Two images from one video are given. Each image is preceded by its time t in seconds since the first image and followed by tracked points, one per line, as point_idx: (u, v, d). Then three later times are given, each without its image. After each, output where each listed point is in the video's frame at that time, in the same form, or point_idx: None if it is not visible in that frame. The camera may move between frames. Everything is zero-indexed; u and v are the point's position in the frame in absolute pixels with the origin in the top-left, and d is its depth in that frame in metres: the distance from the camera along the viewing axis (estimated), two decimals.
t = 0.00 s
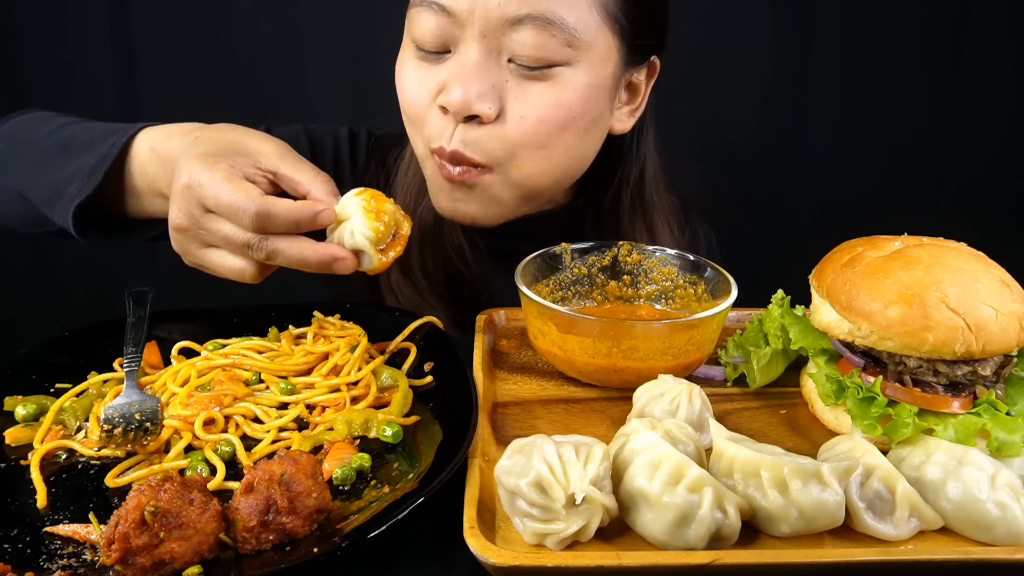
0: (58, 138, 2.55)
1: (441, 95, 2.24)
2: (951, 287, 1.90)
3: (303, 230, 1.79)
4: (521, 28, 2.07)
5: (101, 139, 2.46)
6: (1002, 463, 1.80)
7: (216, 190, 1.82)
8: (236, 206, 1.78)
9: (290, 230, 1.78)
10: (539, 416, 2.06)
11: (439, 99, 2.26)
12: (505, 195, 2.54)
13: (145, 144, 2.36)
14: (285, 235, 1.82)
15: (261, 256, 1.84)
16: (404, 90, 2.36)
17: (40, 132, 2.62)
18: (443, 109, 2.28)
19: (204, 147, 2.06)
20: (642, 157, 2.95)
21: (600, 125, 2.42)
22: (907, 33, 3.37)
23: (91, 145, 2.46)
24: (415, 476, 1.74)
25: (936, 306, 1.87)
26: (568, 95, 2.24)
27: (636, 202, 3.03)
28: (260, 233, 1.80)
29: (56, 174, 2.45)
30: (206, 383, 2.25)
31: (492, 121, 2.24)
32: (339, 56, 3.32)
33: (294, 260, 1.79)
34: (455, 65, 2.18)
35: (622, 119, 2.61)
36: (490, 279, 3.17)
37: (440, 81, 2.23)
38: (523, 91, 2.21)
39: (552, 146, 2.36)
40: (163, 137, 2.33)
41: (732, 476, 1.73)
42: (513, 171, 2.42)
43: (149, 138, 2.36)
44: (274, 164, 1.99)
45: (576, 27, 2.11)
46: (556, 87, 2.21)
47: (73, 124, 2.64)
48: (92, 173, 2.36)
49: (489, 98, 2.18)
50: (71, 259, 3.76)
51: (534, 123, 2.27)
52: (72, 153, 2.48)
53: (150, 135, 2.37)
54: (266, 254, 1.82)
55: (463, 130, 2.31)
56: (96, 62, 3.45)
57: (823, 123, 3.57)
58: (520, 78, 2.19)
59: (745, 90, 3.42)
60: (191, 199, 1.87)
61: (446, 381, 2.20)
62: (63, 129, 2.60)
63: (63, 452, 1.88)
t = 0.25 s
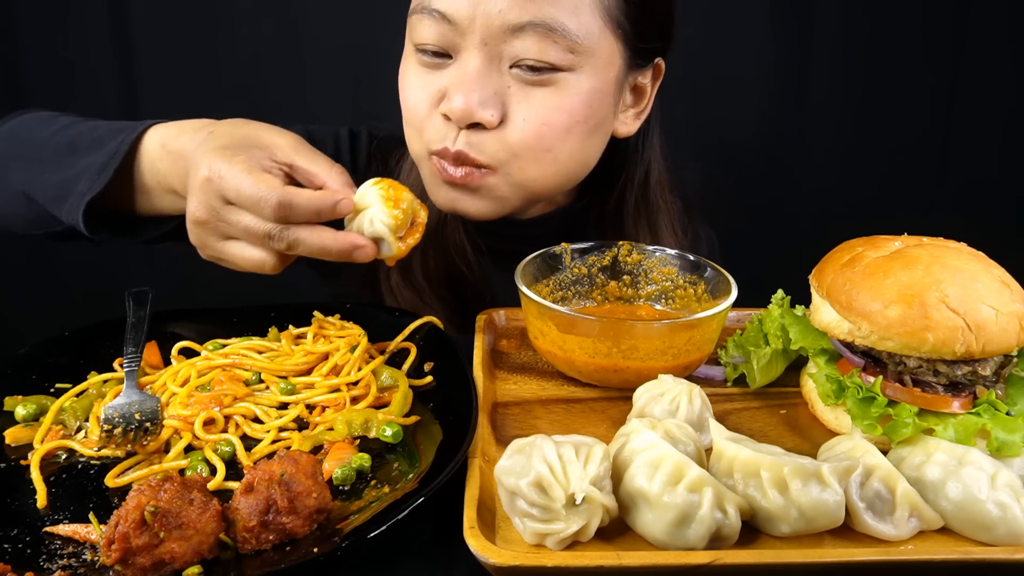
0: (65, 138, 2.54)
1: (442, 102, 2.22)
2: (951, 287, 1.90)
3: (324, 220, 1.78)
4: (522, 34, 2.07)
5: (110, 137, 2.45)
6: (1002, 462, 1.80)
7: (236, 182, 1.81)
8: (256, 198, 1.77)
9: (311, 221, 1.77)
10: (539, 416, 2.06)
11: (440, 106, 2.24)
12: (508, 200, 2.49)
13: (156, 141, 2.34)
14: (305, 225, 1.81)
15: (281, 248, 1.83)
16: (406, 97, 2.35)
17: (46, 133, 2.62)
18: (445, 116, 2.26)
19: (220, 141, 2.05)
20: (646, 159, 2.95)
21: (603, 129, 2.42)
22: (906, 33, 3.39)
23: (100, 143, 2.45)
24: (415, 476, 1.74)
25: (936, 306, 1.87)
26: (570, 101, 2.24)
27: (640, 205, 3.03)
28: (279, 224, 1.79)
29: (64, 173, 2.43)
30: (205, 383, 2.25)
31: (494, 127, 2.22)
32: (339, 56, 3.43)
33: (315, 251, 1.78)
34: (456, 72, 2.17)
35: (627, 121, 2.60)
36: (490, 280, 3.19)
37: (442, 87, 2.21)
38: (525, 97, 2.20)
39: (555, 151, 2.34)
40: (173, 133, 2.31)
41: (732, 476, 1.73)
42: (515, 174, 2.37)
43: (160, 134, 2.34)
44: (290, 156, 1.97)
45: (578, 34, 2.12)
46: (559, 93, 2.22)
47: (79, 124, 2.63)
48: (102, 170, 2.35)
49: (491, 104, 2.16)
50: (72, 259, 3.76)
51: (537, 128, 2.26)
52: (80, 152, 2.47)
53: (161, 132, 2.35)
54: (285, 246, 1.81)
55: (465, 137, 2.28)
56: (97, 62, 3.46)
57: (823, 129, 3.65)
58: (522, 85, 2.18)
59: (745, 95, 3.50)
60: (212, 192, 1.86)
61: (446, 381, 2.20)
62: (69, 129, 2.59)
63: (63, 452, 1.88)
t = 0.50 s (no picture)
0: (72, 139, 2.53)
1: (446, 101, 2.21)
2: (951, 287, 1.90)
3: (344, 215, 1.80)
4: (527, 32, 2.06)
5: (118, 138, 2.46)
6: (1002, 463, 1.80)
7: (257, 179, 1.82)
8: (279, 194, 1.78)
9: (332, 215, 1.79)
10: (539, 416, 2.06)
11: (444, 106, 2.23)
12: (510, 202, 2.48)
13: (165, 140, 2.34)
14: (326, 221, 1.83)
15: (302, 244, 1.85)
16: (411, 96, 2.34)
17: (51, 134, 2.61)
18: (448, 117, 2.25)
19: (235, 139, 2.05)
20: (653, 162, 2.94)
21: (607, 130, 2.42)
22: (906, 33, 3.39)
23: (108, 144, 2.45)
24: (415, 476, 1.74)
25: (936, 306, 1.87)
26: (574, 101, 2.24)
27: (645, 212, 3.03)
28: (300, 220, 1.81)
29: (72, 174, 2.43)
30: (205, 383, 2.25)
31: (498, 127, 2.21)
32: (340, 56, 3.45)
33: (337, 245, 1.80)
34: (460, 71, 2.16)
35: (631, 123, 2.60)
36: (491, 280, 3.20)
37: (446, 88, 2.21)
38: (529, 97, 2.19)
39: (558, 152, 2.33)
40: (183, 133, 2.31)
41: (732, 476, 1.73)
42: (519, 178, 2.37)
43: (169, 134, 2.34)
44: (304, 153, 1.98)
45: (583, 32, 2.12)
46: (563, 93, 2.21)
47: (84, 125, 2.62)
48: (113, 170, 2.35)
49: (494, 104, 2.15)
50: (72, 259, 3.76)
51: (540, 129, 2.25)
52: (87, 153, 2.47)
53: (171, 132, 2.35)
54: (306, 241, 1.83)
55: (469, 138, 2.27)
56: (97, 63, 3.46)
57: (823, 129, 3.65)
58: (525, 84, 2.17)
59: (745, 97, 3.52)
60: (232, 189, 1.88)
61: (446, 381, 2.20)
62: (75, 131, 2.58)
63: (62, 452, 1.88)
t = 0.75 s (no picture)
0: (74, 143, 2.53)
1: (449, 109, 2.20)
2: (951, 287, 1.90)
3: (343, 227, 1.81)
4: (529, 41, 2.06)
5: (121, 143, 2.46)
6: (1002, 463, 1.80)
7: (258, 191, 1.83)
8: (279, 206, 1.79)
9: (333, 226, 1.80)
10: (539, 416, 2.06)
11: (447, 114, 2.23)
12: (514, 208, 2.48)
13: (167, 146, 2.34)
14: (324, 231, 1.84)
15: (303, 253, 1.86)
16: (413, 103, 2.34)
17: (53, 138, 2.61)
18: (451, 124, 2.24)
19: (235, 148, 2.06)
20: (656, 165, 2.94)
21: (612, 136, 2.41)
22: (906, 33, 3.39)
23: (111, 149, 2.45)
24: (415, 476, 1.74)
25: (936, 306, 1.87)
26: (577, 109, 2.23)
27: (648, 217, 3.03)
28: (299, 231, 1.82)
29: (75, 179, 2.43)
30: (206, 383, 2.25)
31: (500, 135, 2.20)
32: (340, 56, 3.46)
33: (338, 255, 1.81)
34: (462, 79, 2.16)
35: (635, 127, 2.59)
36: (496, 283, 3.17)
37: (448, 95, 2.20)
38: (531, 105, 2.19)
39: (561, 160, 2.33)
40: (184, 139, 2.31)
41: (732, 477, 1.73)
42: (522, 184, 2.36)
43: (171, 139, 2.34)
44: (303, 162, 1.99)
45: (585, 40, 2.12)
46: (565, 101, 2.21)
47: (86, 128, 2.62)
48: (115, 176, 2.35)
49: (496, 113, 2.14)
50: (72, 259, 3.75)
51: (542, 137, 2.24)
52: (90, 157, 2.47)
53: (172, 137, 2.35)
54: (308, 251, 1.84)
55: (471, 145, 2.26)
56: (97, 63, 3.46)
57: (824, 128, 3.65)
58: (527, 93, 2.17)
59: (745, 99, 3.52)
60: (233, 201, 1.88)
61: (446, 381, 2.20)
62: (78, 134, 2.58)
63: (62, 452, 1.88)
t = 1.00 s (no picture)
0: (83, 141, 2.53)
1: (445, 113, 2.21)
2: (951, 287, 1.90)
3: (357, 215, 1.83)
4: (525, 50, 2.06)
5: (130, 141, 2.46)
6: (1002, 463, 1.80)
7: (275, 182, 1.84)
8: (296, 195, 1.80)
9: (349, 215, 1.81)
10: (538, 416, 2.06)
11: (443, 117, 2.23)
12: (506, 213, 2.48)
13: (176, 143, 2.35)
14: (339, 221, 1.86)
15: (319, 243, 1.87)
16: (411, 105, 2.34)
17: (61, 137, 2.61)
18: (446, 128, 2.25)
19: (248, 142, 2.07)
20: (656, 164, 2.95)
21: (606, 143, 2.41)
22: (906, 33, 3.39)
23: (120, 146, 2.45)
24: (415, 476, 1.74)
25: (936, 306, 1.87)
26: (571, 117, 2.23)
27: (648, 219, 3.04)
28: (316, 220, 1.83)
29: (83, 176, 2.42)
30: (205, 383, 2.25)
31: (494, 141, 2.20)
32: (340, 57, 3.45)
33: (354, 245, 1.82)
34: (460, 83, 2.16)
35: (635, 132, 2.60)
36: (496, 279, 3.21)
37: (445, 99, 2.21)
38: (527, 112, 2.19)
39: (554, 167, 2.33)
40: (193, 135, 2.31)
41: (732, 476, 1.73)
42: (513, 190, 2.36)
43: (180, 136, 2.35)
44: (315, 154, 2.00)
45: (582, 50, 2.10)
46: (561, 109, 2.21)
47: (94, 128, 2.62)
48: (125, 172, 2.34)
49: (491, 119, 2.15)
50: (72, 259, 3.75)
51: (536, 144, 2.24)
52: (98, 155, 2.47)
53: (181, 134, 2.36)
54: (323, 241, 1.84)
55: (465, 150, 2.26)
56: (97, 63, 3.46)
57: (823, 129, 3.65)
58: (523, 99, 2.17)
59: (746, 99, 3.52)
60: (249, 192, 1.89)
61: (446, 381, 2.20)
62: (86, 134, 2.58)
63: (62, 452, 1.88)
